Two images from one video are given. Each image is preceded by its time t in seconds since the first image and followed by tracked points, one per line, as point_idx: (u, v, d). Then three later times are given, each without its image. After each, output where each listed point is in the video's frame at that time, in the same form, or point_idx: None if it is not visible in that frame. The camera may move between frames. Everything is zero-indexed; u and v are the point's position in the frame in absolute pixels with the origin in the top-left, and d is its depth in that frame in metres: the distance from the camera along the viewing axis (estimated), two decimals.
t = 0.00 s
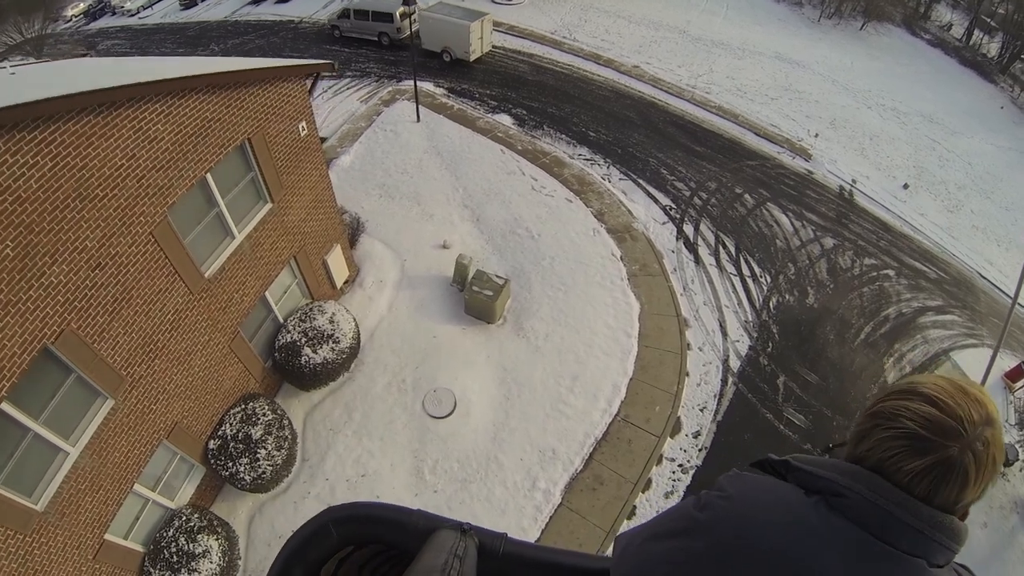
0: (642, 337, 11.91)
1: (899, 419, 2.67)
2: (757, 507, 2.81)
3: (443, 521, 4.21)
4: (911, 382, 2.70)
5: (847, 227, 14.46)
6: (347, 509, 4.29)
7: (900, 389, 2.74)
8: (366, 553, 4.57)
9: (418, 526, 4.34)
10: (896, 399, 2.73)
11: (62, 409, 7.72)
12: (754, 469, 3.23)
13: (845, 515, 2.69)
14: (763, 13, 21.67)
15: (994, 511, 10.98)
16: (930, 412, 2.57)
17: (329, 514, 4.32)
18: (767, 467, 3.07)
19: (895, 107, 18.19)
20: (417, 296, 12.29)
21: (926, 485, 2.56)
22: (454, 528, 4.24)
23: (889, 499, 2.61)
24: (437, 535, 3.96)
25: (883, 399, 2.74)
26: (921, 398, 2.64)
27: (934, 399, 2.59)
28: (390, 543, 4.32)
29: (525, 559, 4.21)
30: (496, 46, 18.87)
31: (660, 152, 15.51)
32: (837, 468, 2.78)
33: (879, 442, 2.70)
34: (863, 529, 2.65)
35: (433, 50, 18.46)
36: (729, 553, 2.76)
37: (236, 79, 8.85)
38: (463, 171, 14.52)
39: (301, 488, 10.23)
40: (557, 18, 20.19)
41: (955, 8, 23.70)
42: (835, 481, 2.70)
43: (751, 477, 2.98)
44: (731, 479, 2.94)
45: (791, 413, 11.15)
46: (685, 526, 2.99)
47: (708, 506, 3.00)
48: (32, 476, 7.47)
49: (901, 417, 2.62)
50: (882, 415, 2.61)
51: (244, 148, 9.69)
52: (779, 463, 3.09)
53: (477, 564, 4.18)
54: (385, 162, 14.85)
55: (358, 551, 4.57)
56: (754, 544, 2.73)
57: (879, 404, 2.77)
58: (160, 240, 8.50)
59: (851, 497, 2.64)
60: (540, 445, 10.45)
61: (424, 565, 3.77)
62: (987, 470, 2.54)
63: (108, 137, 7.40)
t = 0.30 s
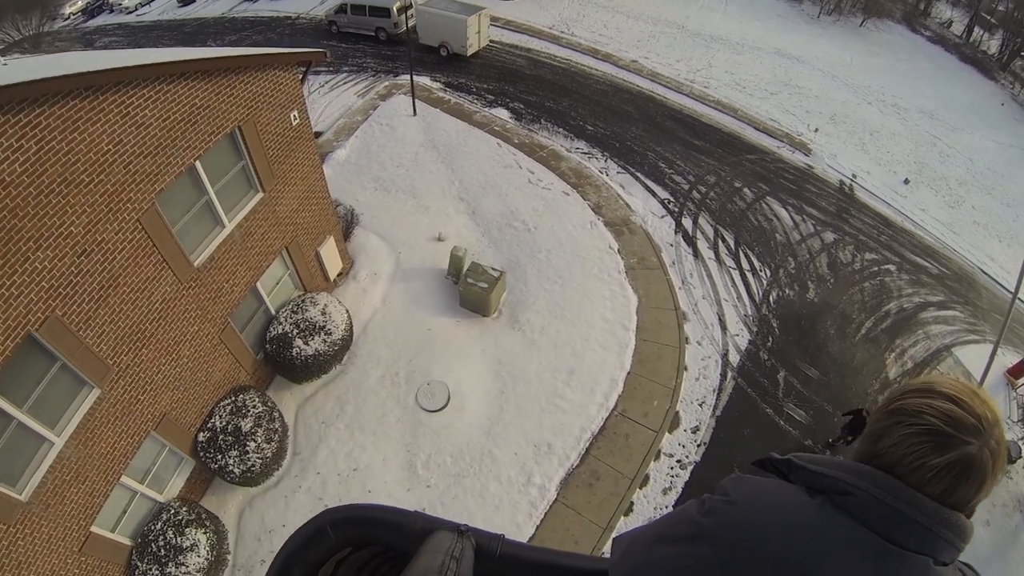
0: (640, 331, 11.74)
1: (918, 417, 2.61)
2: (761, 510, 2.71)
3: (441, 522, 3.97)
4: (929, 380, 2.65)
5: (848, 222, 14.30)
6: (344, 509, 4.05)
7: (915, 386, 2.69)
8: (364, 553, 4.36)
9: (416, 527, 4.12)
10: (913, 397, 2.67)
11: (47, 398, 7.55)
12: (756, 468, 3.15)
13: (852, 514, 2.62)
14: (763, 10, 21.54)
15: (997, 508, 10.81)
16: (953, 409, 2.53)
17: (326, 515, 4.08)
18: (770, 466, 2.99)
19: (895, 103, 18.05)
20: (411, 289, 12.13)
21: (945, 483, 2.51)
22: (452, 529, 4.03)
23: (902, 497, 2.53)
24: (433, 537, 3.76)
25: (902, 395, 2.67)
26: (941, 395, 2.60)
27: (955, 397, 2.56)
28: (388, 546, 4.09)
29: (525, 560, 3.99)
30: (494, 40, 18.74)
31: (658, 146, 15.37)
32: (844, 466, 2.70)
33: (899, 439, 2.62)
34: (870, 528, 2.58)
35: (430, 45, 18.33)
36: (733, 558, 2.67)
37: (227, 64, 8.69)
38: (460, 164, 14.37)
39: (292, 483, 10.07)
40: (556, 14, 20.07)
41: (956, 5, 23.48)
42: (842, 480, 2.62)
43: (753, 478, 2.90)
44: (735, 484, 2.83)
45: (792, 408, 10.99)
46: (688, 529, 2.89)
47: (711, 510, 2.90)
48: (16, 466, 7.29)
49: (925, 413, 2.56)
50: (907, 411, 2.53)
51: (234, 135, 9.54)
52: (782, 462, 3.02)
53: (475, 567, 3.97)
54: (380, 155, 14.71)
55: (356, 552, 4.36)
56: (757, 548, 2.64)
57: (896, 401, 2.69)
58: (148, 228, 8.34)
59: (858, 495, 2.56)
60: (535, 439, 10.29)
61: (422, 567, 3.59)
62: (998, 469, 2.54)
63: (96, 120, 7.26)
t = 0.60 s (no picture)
0: (639, 322, 11.58)
1: (914, 424, 2.63)
2: (748, 515, 2.76)
3: (433, 523, 4.24)
4: (922, 384, 2.67)
5: (850, 218, 14.15)
6: (340, 512, 4.43)
7: (907, 391, 2.72)
8: (360, 555, 4.75)
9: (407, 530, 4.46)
10: (908, 403, 2.68)
11: (32, 378, 7.36)
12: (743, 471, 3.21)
13: (835, 520, 2.70)
14: (768, 7, 21.38)
15: (998, 510, 10.62)
16: (949, 414, 2.56)
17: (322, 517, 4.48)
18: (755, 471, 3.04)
19: (900, 101, 17.88)
20: (407, 276, 11.95)
21: (944, 491, 2.55)
22: (446, 531, 4.28)
23: (892, 505, 2.59)
24: (426, 538, 4.02)
25: (896, 401, 2.68)
26: (934, 400, 2.63)
27: (949, 402, 2.60)
28: (381, 546, 4.46)
29: (515, 560, 4.30)
30: (497, 31, 18.57)
31: (660, 138, 15.20)
32: (830, 472, 2.77)
33: (897, 448, 2.63)
34: (853, 534, 2.67)
35: (432, 35, 18.15)
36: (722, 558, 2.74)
37: (222, 42, 8.51)
38: (459, 153, 14.19)
39: (282, 470, 9.88)
40: (559, 5, 19.90)
41: (963, 7, 23.24)
42: (829, 487, 2.69)
43: (737, 481, 2.96)
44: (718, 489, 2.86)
45: (792, 404, 10.81)
46: (672, 535, 2.93)
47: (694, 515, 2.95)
48: None
49: (923, 420, 2.57)
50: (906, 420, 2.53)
51: (228, 115, 9.36)
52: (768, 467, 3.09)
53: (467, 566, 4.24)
54: (379, 143, 14.54)
55: (352, 555, 4.73)
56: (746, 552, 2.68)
57: (890, 407, 2.70)
58: (137, 206, 8.16)
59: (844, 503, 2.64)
60: (530, 430, 10.12)
61: (413, 566, 3.81)
62: (990, 470, 2.60)
63: (86, 94, 7.08)
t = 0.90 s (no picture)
0: (638, 319, 11.43)
1: (909, 423, 2.61)
2: (748, 513, 2.75)
3: (434, 523, 4.32)
4: (915, 383, 2.64)
5: (852, 214, 14.01)
6: (342, 512, 4.43)
7: (901, 390, 2.69)
8: (360, 555, 4.71)
9: (409, 529, 4.48)
10: (903, 402, 2.65)
11: (19, 371, 7.22)
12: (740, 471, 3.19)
13: (834, 520, 2.70)
14: (768, 6, 21.27)
15: (1004, 509, 10.43)
16: (944, 413, 2.53)
17: (323, 516, 4.47)
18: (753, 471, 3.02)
19: (901, 99, 17.75)
20: (403, 273, 11.82)
21: (942, 490, 2.52)
22: (447, 530, 4.36)
23: (890, 506, 2.59)
24: (428, 538, 4.08)
25: (890, 401, 2.66)
26: (930, 399, 2.60)
27: (943, 400, 2.56)
28: (382, 546, 4.48)
29: (512, 559, 4.39)
30: (494, 29, 18.48)
31: (659, 135, 15.07)
32: (828, 473, 2.76)
33: (892, 448, 2.62)
34: (852, 534, 2.67)
35: (430, 33, 18.05)
36: (724, 556, 2.71)
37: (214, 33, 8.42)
38: (456, 150, 14.07)
39: (274, 468, 9.73)
40: (558, 4, 19.82)
41: (962, 5, 23.06)
42: (827, 488, 2.69)
43: (737, 481, 2.94)
44: (717, 487, 2.87)
45: (794, 402, 10.66)
46: (672, 534, 2.93)
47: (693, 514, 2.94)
48: None
49: (918, 420, 2.55)
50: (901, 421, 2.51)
51: (220, 107, 9.26)
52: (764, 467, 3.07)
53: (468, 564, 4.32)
54: (376, 140, 14.44)
55: (352, 554, 4.71)
56: (745, 550, 2.68)
57: (885, 407, 2.67)
58: (127, 198, 8.05)
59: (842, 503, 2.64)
60: (526, 428, 9.96)
61: (415, 566, 3.85)
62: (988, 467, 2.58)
63: (75, 83, 6.98)
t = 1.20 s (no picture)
0: (635, 314, 11.28)
1: (915, 424, 2.65)
2: (752, 516, 2.86)
3: (438, 521, 4.63)
4: (918, 384, 2.69)
5: (852, 209, 13.89)
6: (345, 511, 4.76)
7: (904, 393, 2.74)
8: (363, 554, 5.06)
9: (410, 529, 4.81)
10: (905, 404, 2.70)
11: (4, 365, 7.08)
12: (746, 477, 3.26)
13: (839, 523, 2.74)
14: (766, 3, 21.19)
15: (1010, 506, 10.25)
16: (947, 412, 2.59)
17: (328, 516, 4.79)
18: (757, 475, 3.10)
19: (900, 95, 17.65)
20: (397, 269, 11.69)
21: (951, 488, 2.56)
22: (450, 527, 4.66)
23: (895, 508, 2.61)
24: (431, 537, 4.33)
25: (894, 403, 2.71)
26: (932, 398, 2.66)
27: (944, 399, 2.63)
28: (385, 544, 4.80)
29: (511, 557, 4.66)
30: (491, 27, 18.41)
31: (656, 131, 14.97)
32: (832, 476, 2.80)
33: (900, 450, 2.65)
34: (857, 537, 2.71)
35: (426, 32, 17.98)
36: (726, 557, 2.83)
37: (203, 25, 8.33)
38: (452, 146, 13.98)
39: (265, 467, 9.59)
40: (554, 2, 19.76)
41: (960, 3, 22.87)
42: (831, 491, 2.73)
43: (742, 485, 3.03)
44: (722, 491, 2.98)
45: (795, 398, 10.49)
46: (678, 536, 3.06)
47: (698, 516, 3.06)
48: None
49: (924, 420, 2.59)
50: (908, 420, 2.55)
51: (209, 100, 9.17)
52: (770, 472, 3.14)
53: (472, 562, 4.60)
54: (371, 138, 14.36)
55: (354, 552, 5.03)
56: (748, 551, 2.79)
57: (890, 409, 2.72)
58: (115, 190, 7.95)
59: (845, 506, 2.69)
60: (522, 425, 9.80)
61: (418, 562, 4.13)
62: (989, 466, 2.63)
63: (62, 73, 6.88)
